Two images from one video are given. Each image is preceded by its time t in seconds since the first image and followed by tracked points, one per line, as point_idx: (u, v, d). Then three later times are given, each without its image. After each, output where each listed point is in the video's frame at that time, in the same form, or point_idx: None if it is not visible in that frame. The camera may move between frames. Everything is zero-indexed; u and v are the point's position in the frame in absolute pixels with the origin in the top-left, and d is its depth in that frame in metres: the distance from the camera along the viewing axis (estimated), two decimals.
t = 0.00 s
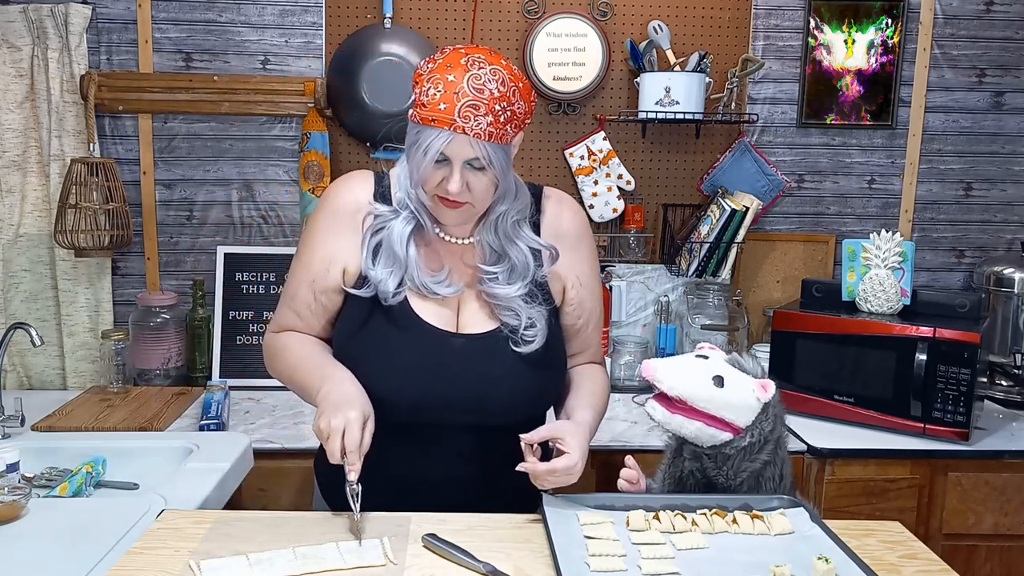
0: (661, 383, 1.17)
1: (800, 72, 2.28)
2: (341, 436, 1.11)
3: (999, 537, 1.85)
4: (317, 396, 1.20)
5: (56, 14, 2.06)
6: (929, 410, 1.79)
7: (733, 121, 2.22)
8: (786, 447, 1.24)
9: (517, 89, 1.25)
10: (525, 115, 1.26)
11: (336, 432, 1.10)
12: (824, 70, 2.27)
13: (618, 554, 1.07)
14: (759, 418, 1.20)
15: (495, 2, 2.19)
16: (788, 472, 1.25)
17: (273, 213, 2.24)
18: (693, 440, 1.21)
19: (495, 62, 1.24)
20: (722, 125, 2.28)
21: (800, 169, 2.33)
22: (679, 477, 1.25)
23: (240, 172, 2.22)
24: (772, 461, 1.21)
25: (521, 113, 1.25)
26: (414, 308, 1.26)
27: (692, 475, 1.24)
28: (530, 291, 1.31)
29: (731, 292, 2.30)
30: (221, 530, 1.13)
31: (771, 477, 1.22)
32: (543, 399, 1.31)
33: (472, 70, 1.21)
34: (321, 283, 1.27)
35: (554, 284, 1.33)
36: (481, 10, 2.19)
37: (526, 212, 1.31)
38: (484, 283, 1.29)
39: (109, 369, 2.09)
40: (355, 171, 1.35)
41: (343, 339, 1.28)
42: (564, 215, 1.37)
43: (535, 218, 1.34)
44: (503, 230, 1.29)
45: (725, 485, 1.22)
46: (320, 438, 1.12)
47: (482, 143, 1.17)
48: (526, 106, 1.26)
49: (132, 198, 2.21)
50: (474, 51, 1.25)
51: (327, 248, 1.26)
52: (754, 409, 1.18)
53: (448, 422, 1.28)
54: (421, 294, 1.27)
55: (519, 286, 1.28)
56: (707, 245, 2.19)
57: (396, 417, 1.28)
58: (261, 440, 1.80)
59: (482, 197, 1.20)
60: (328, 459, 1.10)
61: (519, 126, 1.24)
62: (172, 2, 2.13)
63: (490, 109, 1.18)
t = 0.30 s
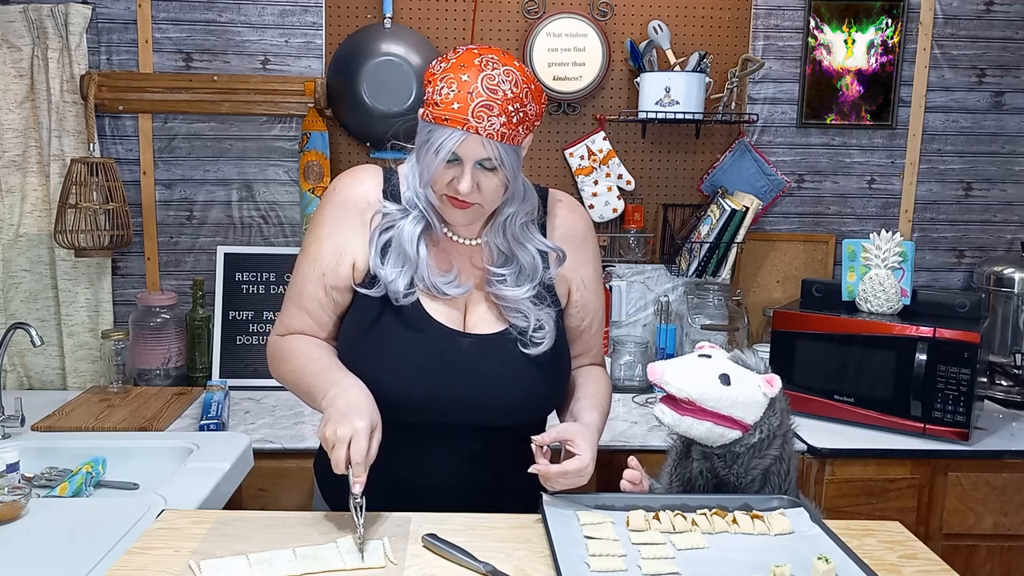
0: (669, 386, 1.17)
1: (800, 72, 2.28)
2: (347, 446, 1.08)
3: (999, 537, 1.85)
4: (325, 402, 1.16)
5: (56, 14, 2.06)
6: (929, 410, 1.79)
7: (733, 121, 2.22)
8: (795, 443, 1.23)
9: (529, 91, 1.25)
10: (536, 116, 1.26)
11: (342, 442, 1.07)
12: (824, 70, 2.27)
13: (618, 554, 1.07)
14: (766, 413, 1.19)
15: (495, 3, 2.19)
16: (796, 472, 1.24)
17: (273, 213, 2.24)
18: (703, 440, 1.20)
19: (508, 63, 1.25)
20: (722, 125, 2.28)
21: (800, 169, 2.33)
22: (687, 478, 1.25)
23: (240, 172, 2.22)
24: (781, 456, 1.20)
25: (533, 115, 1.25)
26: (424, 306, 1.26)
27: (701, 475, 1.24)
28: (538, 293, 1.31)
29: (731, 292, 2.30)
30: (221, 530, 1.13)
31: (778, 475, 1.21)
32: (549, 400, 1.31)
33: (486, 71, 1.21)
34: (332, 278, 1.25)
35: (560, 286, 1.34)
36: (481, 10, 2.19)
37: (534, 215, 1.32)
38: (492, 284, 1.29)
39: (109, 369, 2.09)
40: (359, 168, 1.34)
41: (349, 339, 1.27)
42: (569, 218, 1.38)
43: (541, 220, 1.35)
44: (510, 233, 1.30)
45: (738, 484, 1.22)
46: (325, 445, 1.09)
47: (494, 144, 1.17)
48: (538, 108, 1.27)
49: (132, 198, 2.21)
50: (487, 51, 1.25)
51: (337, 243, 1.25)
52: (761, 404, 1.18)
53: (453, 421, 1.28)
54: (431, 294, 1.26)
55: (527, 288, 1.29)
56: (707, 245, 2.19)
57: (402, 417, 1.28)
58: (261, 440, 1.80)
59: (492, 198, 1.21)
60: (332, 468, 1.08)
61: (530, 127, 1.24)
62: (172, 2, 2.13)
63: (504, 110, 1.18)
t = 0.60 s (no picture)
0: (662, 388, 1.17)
1: (800, 72, 2.28)
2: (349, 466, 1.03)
3: (999, 537, 1.85)
4: (326, 417, 1.11)
5: (56, 14, 2.06)
6: (929, 410, 1.79)
7: (733, 121, 2.22)
8: (791, 443, 1.23)
9: (532, 87, 1.25)
10: (539, 113, 1.26)
11: (344, 463, 1.02)
12: (824, 70, 2.27)
13: (618, 554, 1.07)
14: (761, 414, 1.21)
15: (495, 3, 2.19)
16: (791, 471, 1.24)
17: (273, 213, 2.24)
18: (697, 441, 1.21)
19: (511, 58, 1.25)
20: (722, 125, 2.28)
21: (800, 169, 2.33)
22: (682, 479, 1.25)
23: (240, 172, 2.22)
24: (776, 457, 1.21)
25: (536, 111, 1.25)
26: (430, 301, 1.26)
27: (696, 475, 1.23)
28: (541, 290, 1.32)
29: (731, 292, 2.29)
30: (221, 530, 1.13)
31: (774, 475, 1.21)
32: (552, 399, 1.31)
33: (489, 66, 1.22)
34: (346, 272, 1.24)
35: (562, 284, 1.34)
36: (481, 10, 2.19)
37: (536, 213, 1.33)
38: (494, 282, 1.29)
39: (109, 369, 2.09)
40: (359, 166, 1.34)
41: (352, 338, 1.27)
42: (569, 217, 1.38)
43: (543, 219, 1.35)
44: (513, 230, 1.31)
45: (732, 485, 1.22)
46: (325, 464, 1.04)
47: (497, 138, 1.17)
48: (540, 104, 1.26)
49: (132, 198, 2.21)
50: (490, 47, 1.25)
51: (348, 237, 1.25)
52: (756, 405, 1.19)
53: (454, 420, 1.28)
54: (437, 290, 1.26)
55: (530, 285, 1.29)
56: (707, 245, 2.19)
57: (402, 416, 1.28)
58: (262, 440, 1.80)
59: (494, 193, 1.21)
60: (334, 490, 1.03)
61: (533, 123, 1.24)
62: (172, 2, 2.13)
63: (507, 104, 1.18)
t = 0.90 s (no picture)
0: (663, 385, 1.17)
1: (800, 72, 2.28)
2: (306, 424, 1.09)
3: (999, 537, 1.85)
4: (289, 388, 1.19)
5: (56, 14, 2.06)
6: (929, 410, 1.79)
7: (733, 121, 2.22)
8: (787, 442, 1.24)
9: (530, 85, 1.25)
10: (537, 112, 1.26)
11: (299, 419, 1.09)
12: (824, 70, 2.27)
13: (618, 554, 1.07)
14: (758, 412, 1.20)
15: (495, 3, 2.19)
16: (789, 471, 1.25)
17: (273, 213, 2.24)
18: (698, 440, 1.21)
19: (509, 57, 1.25)
20: (722, 125, 2.28)
21: (800, 169, 2.32)
22: (680, 478, 1.26)
23: (240, 172, 2.22)
24: (774, 454, 1.21)
25: (534, 109, 1.25)
26: (423, 305, 1.25)
27: (694, 474, 1.24)
28: (540, 292, 1.31)
29: (731, 292, 2.29)
30: (221, 530, 1.12)
31: (772, 475, 1.22)
32: (550, 401, 1.31)
33: (487, 63, 1.22)
34: (329, 278, 1.26)
35: (561, 285, 1.34)
36: (481, 10, 2.19)
37: (536, 213, 1.32)
38: (493, 283, 1.29)
39: (109, 369, 2.09)
40: (361, 169, 1.35)
41: (351, 338, 1.27)
42: (569, 217, 1.38)
43: (543, 219, 1.35)
44: (512, 231, 1.31)
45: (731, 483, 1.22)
46: (285, 428, 1.11)
47: (493, 134, 1.17)
48: (539, 103, 1.26)
49: (132, 198, 2.21)
50: (489, 46, 1.26)
51: (337, 242, 1.26)
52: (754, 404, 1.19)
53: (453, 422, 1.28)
54: (431, 290, 1.26)
55: (529, 286, 1.29)
56: (707, 245, 2.19)
57: (401, 416, 1.28)
58: (262, 440, 1.80)
59: (491, 191, 1.20)
60: (292, 448, 1.09)
61: (531, 121, 1.24)
62: (172, 2, 2.13)
63: (503, 100, 1.18)
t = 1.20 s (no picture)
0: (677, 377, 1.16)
1: (800, 72, 2.28)
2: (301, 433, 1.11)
3: (999, 537, 1.85)
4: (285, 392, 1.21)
5: (56, 14, 2.06)
6: (929, 410, 1.79)
7: (733, 121, 2.22)
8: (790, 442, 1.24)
9: (515, 87, 1.25)
10: (523, 114, 1.26)
11: (295, 428, 1.10)
12: (824, 70, 2.27)
13: (618, 554, 1.07)
14: (763, 410, 1.21)
15: (495, 3, 2.19)
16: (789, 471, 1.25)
17: (273, 213, 2.24)
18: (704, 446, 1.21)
19: (493, 59, 1.25)
20: (722, 125, 2.28)
21: (800, 169, 2.33)
22: (686, 479, 1.25)
23: (240, 172, 2.22)
24: (778, 454, 1.22)
25: (519, 111, 1.24)
26: (406, 306, 1.26)
27: (700, 475, 1.24)
28: (526, 294, 1.31)
29: (731, 292, 2.29)
30: (221, 530, 1.12)
31: (775, 474, 1.22)
32: (538, 402, 1.31)
33: (469, 66, 1.22)
34: (317, 283, 1.27)
35: (551, 287, 1.33)
36: (481, 10, 2.19)
37: (526, 215, 1.31)
38: (479, 285, 1.29)
39: (109, 369, 2.09)
40: (355, 171, 1.35)
41: (337, 340, 1.28)
42: (564, 216, 1.37)
43: (533, 220, 1.34)
44: (500, 233, 1.30)
45: (734, 484, 1.23)
46: (281, 435, 1.12)
47: (476, 138, 1.17)
48: (524, 104, 1.26)
49: (132, 198, 2.21)
50: (473, 48, 1.26)
51: (325, 248, 1.27)
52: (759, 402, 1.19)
53: (442, 424, 1.28)
54: (416, 293, 1.27)
55: (514, 289, 1.28)
56: (707, 245, 2.19)
57: (392, 418, 1.28)
58: (262, 440, 1.81)
59: (478, 195, 1.20)
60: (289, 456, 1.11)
61: (517, 124, 1.24)
62: (172, 2, 2.13)
63: (485, 105, 1.18)
